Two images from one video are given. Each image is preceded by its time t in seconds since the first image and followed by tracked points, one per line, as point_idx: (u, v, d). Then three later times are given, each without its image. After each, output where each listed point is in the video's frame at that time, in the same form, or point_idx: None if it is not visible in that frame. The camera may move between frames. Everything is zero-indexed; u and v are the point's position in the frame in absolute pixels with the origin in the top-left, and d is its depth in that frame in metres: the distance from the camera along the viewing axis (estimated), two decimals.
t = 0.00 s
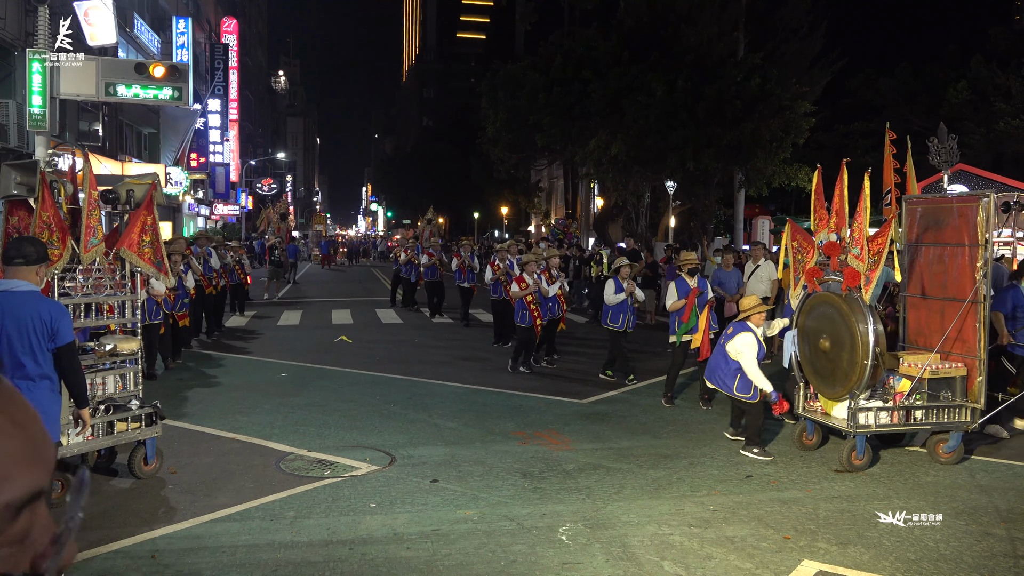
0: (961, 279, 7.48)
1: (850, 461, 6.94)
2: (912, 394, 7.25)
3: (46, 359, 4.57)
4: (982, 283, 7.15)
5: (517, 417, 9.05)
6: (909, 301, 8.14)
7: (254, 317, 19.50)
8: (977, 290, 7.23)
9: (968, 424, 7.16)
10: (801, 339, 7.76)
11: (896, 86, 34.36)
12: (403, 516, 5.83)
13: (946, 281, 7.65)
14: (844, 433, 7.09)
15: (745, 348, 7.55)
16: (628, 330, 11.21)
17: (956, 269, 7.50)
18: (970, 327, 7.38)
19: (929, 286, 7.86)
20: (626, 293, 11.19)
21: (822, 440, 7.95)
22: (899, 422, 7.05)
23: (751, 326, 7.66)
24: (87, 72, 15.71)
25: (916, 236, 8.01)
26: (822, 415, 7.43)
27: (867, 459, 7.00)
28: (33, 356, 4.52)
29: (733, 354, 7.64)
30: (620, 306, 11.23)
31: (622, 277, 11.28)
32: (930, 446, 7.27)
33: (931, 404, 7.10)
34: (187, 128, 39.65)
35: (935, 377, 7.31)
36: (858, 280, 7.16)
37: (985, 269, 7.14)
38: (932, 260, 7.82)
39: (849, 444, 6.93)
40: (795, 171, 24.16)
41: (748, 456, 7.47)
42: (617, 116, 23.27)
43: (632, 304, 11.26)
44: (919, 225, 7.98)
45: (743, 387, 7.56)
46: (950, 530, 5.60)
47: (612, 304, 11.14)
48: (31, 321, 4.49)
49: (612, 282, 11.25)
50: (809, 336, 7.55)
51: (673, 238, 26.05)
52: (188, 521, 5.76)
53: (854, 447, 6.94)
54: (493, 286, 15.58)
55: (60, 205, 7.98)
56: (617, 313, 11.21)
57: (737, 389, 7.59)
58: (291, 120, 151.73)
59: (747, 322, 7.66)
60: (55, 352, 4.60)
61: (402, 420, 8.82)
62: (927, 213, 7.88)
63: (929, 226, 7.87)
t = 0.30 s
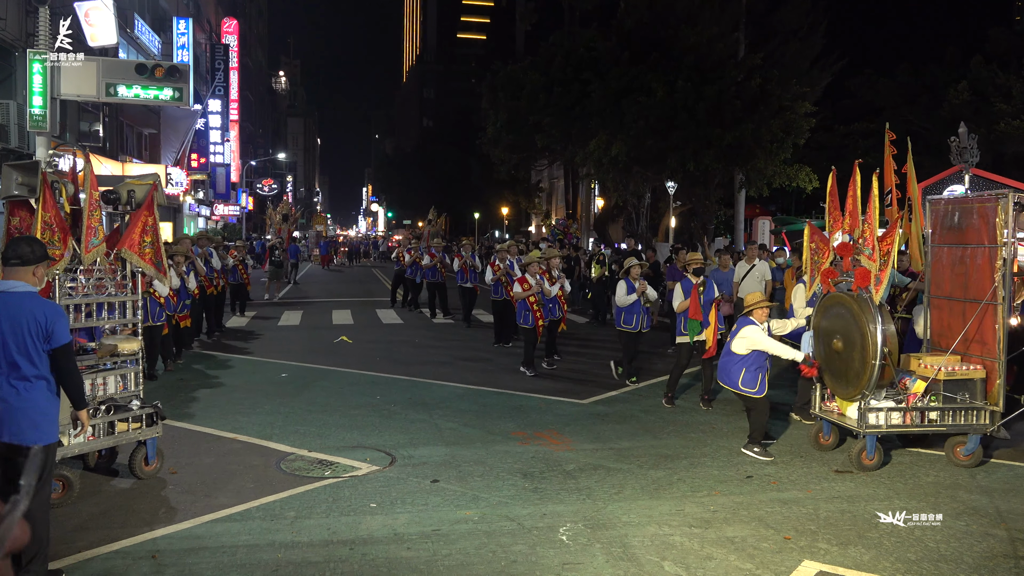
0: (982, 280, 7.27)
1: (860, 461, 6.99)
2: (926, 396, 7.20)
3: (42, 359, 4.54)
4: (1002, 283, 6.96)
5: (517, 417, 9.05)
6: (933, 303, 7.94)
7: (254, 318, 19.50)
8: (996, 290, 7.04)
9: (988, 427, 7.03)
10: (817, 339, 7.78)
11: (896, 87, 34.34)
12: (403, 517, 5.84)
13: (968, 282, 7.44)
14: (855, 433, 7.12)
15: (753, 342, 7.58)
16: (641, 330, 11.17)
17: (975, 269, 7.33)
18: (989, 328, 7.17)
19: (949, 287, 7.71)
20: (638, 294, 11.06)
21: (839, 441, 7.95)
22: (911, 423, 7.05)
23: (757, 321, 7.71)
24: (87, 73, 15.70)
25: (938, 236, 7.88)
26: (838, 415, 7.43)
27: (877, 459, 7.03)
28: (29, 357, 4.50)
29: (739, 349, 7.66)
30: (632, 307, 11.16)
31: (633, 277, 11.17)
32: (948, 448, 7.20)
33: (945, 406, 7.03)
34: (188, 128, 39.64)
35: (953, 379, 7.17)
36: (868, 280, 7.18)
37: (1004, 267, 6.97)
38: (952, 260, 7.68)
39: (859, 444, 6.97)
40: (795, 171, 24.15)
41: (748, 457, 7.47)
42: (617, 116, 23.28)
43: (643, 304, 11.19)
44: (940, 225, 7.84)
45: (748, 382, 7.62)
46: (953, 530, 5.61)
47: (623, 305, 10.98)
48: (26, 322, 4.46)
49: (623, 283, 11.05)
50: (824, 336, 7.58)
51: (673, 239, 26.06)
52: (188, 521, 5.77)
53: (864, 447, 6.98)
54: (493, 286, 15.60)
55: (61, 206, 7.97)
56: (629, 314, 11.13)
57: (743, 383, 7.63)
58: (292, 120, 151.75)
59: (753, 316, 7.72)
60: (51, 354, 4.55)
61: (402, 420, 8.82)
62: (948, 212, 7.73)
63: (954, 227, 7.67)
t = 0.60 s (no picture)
0: (999, 281, 7.17)
1: (868, 461, 6.99)
2: (937, 397, 7.18)
3: (37, 358, 4.54)
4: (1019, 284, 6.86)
5: (516, 416, 9.04)
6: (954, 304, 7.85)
7: (253, 316, 19.46)
8: (1014, 292, 6.95)
9: (1002, 430, 6.99)
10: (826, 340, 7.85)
11: (896, 87, 34.36)
12: (401, 516, 5.83)
13: (986, 283, 7.35)
14: (864, 433, 7.13)
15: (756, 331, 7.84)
16: (650, 331, 11.14)
17: (993, 270, 7.24)
18: (1007, 330, 7.09)
19: (968, 287, 7.62)
20: (651, 294, 10.95)
21: (853, 441, 7.93)
22: (923, 424, 7.03)
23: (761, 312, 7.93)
24: (87, 71, 15.80)
25: (957, 236, 7.78)
26: (850, 415, 7.40)
27: (885, 459, 7.01)
28: (24, 356, 4.50)
29: (742, 339, 7.94)
30: (643, 307, 11.03)
31: (645, 278, 11.07)
32: (963, 449, 7.12)
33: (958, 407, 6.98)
34: (187, 126, 39.63)
35: (965, 380, 7.15)
36: (881, 281, 7.67)
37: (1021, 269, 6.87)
38: (970, 260, 7.58)
39: (867, 443, 6.97)
40: (794, 171, 24.15)
41: (747, 457, 7.47)
42: (617, 116, 23.27)
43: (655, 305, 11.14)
44: (959, 224, 7.74)
45: (751, 370, 7.86)
46: (952, 529, 5.61)
47: (634, 306, 10.95)
48: (20, 321, 4.46)
49: (635, 283, 11.04)
50: (832, 336, 7.65)
51: (672, 238, 26.06)
52: (186, 521, 5.76)
53: (871, 446, 6.98)
54: (493, 286, 15.63)
55: (59, 203, 7.89)
56: (639, 315, 11.07)
57: (747, 371, 7.88)
58: (292, 119, 151.69)
59: (757, 309, 7.94)
60: (45, 353, 4.54)
61: (401, 419, 8.80)
62: (967, 211, 7.62)
63: (973, 227, 7.55)
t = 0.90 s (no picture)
0: (995, 280, 7.22)
1: (859, 458, 7.05)
2: (932, 397, 7.20)
3: (18, 358, 4.49)
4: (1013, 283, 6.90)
5: (503, 416, 9.04)
6: (956, 304, 7.88)
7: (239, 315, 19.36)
8: (1008, 291, 6.99)
9: (999, 430, 6.96)
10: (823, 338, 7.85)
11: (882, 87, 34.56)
12: (388, 516, 5.81)
13: (985, 283, 7.39)
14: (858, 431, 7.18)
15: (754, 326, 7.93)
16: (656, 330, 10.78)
17: (990, 269, 7.28)
18: (1003, 329, 7.12)
19: (968, 287, 7.67)
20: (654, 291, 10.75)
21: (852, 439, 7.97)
22: (916, 423, 7.05)
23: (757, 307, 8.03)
24: (71, 69, 15.78)
25: (959, 236, 7.83)
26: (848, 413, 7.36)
27: (877, 458, 7.07)
28: (5, 356, 4.46)
29: (742, 335, 8.00)
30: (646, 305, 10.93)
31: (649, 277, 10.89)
32: (959, 449, 7.13)
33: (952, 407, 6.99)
34: (173, 124, 39.40)
35: (960, 380, 7.15)
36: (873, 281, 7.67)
37: (1015, 268, 6.91)
38: (970, 260, 7.63)
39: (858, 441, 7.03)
40: (782, 171, 24.26)
41: (733, 455, 7.49)
42: (605, 115, 23.29)
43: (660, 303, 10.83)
44: (961, 224, 7.79)
45: (754, 365, 7.93)
46: (948, 528, 5.63)
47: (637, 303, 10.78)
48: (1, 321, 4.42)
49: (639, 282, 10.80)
50: (829, 335, 7.65)
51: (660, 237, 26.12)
52: (171, 521, 5.73)
53: (864, 444, 7.04)
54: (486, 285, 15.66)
55: (43, 202, 7.88)
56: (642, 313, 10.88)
57: (750, 367, 7.95)
58: (279, 117, 151.02)
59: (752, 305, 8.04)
60: (27, 352, 4.50)
61: (388, 419, 8.78)
62: (969, 211, 7.67)
63: (973, 227, 7.61)
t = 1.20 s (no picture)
0: (1001, 282, 7.23)
1: (860, 460, 7.08)
2: (935, 400, 7.18)
3: (10, 363, 4.48)
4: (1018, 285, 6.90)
5: (497, 418, 9.05)
6: (964, 307, 7.89)
7: (233, 319, 19.31)
8: (1014, 293, 6.99)
9: (1003, 433, 6.91)
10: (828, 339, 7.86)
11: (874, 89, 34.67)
12: (382, 519, 5.81)
13: (991, 284, 7.40)
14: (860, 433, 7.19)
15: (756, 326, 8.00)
16: (657, 331, 11.05)
17: (996, 271, 7.29)
18: (1008, 331, 7.12)
19: (975, 289, 7.68)
20: (658, 294, 10.93)
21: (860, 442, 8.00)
22: (919, 426, 7.00)
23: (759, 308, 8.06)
24: (64, 73, 15.74)
25: (966, 238, 7.86)
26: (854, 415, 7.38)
27: (879, 460, 7.08)
28: None
29: (746, 337, 8.06)
30: (649, 308, 11.02)
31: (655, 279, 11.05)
32: (964, 452, 7.14)
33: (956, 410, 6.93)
34: (166, 127, 39.31)
35: (964, 382, 7.14)
36: (873, 283, 7.88)
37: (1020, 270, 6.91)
38: (976, 262, 7.66)
39: (861, 444, 7.03)
40: (775, 173, 24.33)
41: (728, 458, 7.50)
42: (598, 117, 23.33)
43: (661, 306, 11.03)
44: (968, 226, 7.83)
45: (759, 364, 8.01)
46: (947, 528, 5.69)
47: (640, 306, 10.93)
48: None
49: (642, 283, 10.98)
50: (833, 336, 7.67)
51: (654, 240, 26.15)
52: (165, 525, 5.71)
53: (865, 447, 7.05)
54: (489, 289, 15.69)
55: (33, 205, 7.88)
56: (645, 315, 11.05)
57: (756, 366, 8.04)
58: (273, 120, 150.72)
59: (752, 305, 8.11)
60: (19, 356, 4.50)
61: (383, 422, 8.76)
62: (976, 213, 7.69)
63: (979, 229, 7.64)
